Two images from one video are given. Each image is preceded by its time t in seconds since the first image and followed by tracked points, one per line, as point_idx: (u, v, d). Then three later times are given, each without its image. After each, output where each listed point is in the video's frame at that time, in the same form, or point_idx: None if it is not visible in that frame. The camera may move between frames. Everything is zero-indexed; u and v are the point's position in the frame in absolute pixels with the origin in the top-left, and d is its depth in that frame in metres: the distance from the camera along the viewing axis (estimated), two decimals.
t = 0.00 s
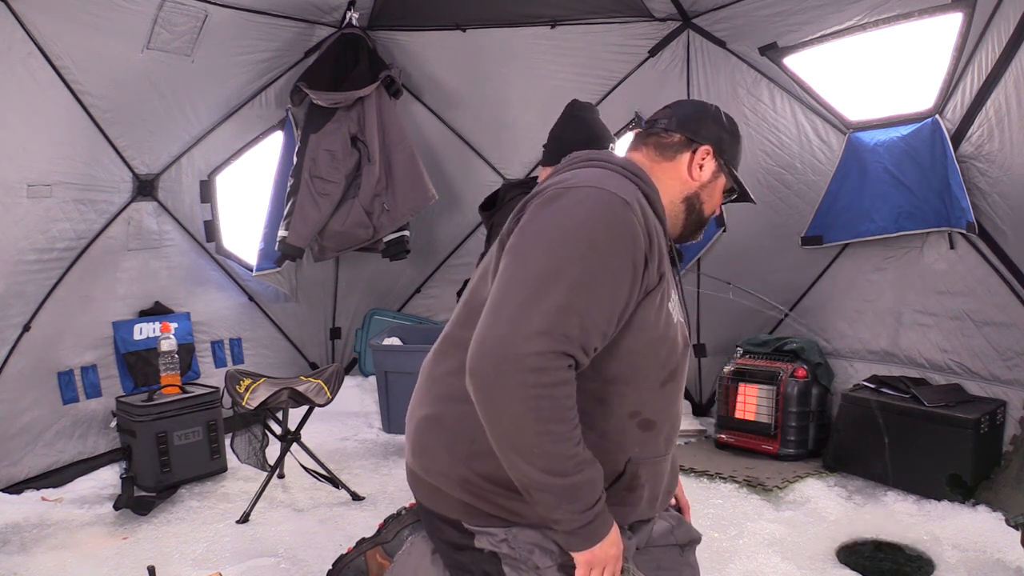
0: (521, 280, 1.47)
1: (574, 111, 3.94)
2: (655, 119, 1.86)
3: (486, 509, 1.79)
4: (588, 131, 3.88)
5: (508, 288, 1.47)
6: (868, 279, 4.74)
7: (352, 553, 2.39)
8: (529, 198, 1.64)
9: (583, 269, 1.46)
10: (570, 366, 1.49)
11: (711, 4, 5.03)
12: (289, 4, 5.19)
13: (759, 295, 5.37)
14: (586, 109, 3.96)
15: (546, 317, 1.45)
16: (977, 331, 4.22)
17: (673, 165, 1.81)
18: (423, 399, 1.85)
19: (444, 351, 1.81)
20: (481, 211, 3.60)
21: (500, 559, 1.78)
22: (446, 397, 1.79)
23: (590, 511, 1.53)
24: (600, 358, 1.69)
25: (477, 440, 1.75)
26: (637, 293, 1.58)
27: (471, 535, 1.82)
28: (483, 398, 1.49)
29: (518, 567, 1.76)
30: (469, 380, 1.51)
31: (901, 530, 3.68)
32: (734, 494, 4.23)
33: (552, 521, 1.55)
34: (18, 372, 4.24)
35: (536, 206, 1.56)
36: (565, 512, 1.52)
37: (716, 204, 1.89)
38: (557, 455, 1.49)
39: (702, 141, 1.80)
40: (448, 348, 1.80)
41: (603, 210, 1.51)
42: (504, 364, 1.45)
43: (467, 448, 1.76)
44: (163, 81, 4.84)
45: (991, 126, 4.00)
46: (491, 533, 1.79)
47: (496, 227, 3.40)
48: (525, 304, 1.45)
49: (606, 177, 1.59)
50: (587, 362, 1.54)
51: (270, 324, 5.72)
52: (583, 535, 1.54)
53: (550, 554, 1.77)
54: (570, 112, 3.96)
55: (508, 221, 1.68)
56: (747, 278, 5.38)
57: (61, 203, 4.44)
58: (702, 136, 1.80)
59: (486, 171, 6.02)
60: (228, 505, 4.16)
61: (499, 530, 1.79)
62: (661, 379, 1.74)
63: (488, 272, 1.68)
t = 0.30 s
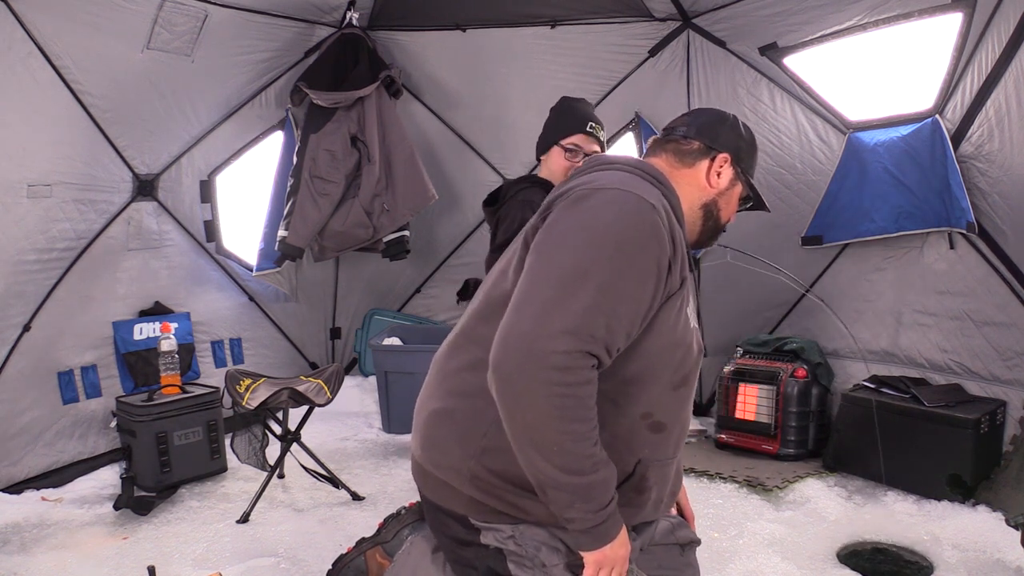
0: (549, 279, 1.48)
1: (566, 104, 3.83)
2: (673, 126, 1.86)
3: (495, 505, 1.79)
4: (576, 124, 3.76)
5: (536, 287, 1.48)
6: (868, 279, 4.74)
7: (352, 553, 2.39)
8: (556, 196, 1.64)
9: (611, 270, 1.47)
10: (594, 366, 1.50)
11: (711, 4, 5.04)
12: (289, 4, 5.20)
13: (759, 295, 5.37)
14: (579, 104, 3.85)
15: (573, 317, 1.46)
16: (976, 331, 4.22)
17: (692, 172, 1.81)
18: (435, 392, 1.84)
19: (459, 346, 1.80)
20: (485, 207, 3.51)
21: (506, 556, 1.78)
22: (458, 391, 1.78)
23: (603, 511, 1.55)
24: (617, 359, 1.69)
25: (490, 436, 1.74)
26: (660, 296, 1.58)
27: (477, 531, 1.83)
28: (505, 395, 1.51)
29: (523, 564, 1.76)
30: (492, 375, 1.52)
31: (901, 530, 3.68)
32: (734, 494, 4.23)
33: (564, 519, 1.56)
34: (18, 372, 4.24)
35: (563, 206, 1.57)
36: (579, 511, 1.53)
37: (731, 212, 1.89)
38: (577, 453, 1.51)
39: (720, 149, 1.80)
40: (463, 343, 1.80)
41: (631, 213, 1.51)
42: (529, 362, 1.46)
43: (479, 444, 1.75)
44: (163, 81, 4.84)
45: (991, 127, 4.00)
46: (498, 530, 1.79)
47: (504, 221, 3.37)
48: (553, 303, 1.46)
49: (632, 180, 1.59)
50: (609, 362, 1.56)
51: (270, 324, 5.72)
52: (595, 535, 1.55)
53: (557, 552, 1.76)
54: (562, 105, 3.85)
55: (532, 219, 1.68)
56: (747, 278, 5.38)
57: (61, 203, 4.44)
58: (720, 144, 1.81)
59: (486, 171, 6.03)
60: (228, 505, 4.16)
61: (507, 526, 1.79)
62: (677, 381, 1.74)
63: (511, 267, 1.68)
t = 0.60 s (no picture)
0: (556, 281, 1.48)
1: (550, 106, 3.77)
2: (678, 125, 1.86)
3: (498, 505, 1.79)
4: (560, 126, 3.69)
5: (542, 289, 1.48)
6: (868, 279, 4.74)
7: (352, 553, 2.39)
8: (562, 198, 1.64)
9: (617, 273, 1.47)
10: (600, 368, 1.51)
11: (711, 4, 5.04)
12: (289, 4, 5.20)
13: (759, 295, 5.37)
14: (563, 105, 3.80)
15: (580, 319, 1.46)
16: (976, 331, 4.22)
17: (697, 171, 1.81)
18: (438, 392, 1.84)
19: (461, 346, 1.80)
20: (470, 212, 3.55)
21: (508, 555, 1.78)
22: (461, 391, 1.78)
23: (609, 512, 1.55)
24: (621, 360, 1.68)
25: (493, 435, 1.74)
26: (666, 298, 1.58)
27: (480, 530, 1.83)
28: (512, 397, 1.51)
29: (526, 564, 1.76)
30: (498, 377, 1.53)
31: (901, 530, 3.68)
32: (734, 494, 4.23)
33: (571, 520, 1.57)
34: (18, 372, 4.24)
35: (569, 208, 1.57)
36: (587, 512, 1.54)
37: (736, 209, 1.89)
38: (583, 455, 1.51)
39: (725, 148, 1.80)
40: (466, 342, 1.80)
41: (637, 215, 1.51)
42: (536, 364, 1.46)
43: (482, 443, 1.75)
44: (163, 81, 4.84)
45: (991, 126, 4.00)
46: (501, 529, 1.80)
47: (490, 222, 3.32)
48: (560, 306, 1.46)
49: (638, 181, 1.59)
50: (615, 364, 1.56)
51: (270, 324, 5.72)
52: (602, 535, 1.55)
53: (561, 551, 1.76)
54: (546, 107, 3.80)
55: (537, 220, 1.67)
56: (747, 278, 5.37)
57: (61, 203, 4.44)
58: (725, 143, 1.80)
59: (486, 171, 6.03)
60: (228, 505, 4.16)
61: (510, 525, 1.79)
62: (681, 382, 1.74)
63: (516, 268, 1.68)
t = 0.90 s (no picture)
0: (560, 282, 1.48)
1: (541, 108, 3.74)
2: (686, 132, 1.87)
3: (499, 503, 1.79)
4: (553, 124, 3.64)
5: (546, 290, 1.48)
6: (868, 279, 4.74)
7: (352, 553, 2.39)
8: (569, 200, 1.64)
9: (621, 276, 1.47)
10: (601, 370, 1.50)
11: (711, 4, 5.03)
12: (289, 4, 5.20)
13: (759, 296, 5.37)
14: (551, 107, 3.77)
15: (582, 321, 1.46)
16: (977, 331, 4.22)
17: (704, 178, 1.82)
18: (442, 390, 1.84)
19: (467, 345, 1.81)
20: (461, 218, 3.57)
21: (508, 553, 1.77)
22: (465, 389, 1.78)
23: (608, 512, 1.56)
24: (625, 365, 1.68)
25: (495, 435, 1.75)
26: (670, 303, 1.58)
27: (480, 529, 1.84)
28: (512, 395, 1.51)
29: (526, 561, 1.76)
30: (500, 374, 1.53)
31: (901, 530, 3.68)
32: (734, 494, 4.23)
33: (571, 519, 1.57)
34: (18, 372, 4.24)
35: (576, 211, 1.57)
36: (586, 511, 1.54)
37: (742, 218, 1.89)
38: (582, 455, 1.51)
39: (733, 156, 1.81)
40: (471, 341, 1.80)
41: (642, 220, 1.51)
42: (537, 363, 1.47)
43: (485, 442, 1.76)
44: (163, 81, 4.84)
45: (991, 127, 4.01)
46: (501, 527, 1.80)
47: (483, 226, 3.32)
48: (562, 307, 1.46)
49: (646, 187, 1.59)
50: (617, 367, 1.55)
51: (270, 324, 5.72)
52: (600, 535, 1.56)
53: (562, 549, 1.77)
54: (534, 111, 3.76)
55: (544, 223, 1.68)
56: (748, 278, 5.37)
57: (61, 203, 4.44)
58: (732, 151, 1.81)
59: (486, 171, 6.03)
60: (228, 505, 4.16)
61: (510, 523, 1.79)
62: (682, 387, 1.74)
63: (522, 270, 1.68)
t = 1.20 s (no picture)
0: (598, 282, 1.49)
1: (551, 110, 3.67)
2: (715, 143, 1.88)
3: (515, 496, 1.81)
4: (561, 128, 3.57)
5: (585, 288, 1.49)
6: (868, 279, 4.74)
7: (352, 552, 2.38)
8: (603, 200, 1.64)
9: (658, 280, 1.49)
10: (634, 371, 1.52)
11: (711, 4, 5.03)
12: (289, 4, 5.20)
13: (759, 296, 5.37)
14: (559, 110, 3.69)
15: (619, 321, 1.47)
16: (977, 331, 4.22)
17: (731, 190, 1.83)
18: (463, 380, 1.82)
19: (491, 335, 1.79)
20: (462, 217, 3.59)
21: (519, 546, 1.82)
22: (487, 380, 1.77)
23: (628, 511, 1.59)
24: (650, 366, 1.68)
25: (516, 429, 1.74)
26: (700, 309, 1.60)
27: (493, 521, 1.86)
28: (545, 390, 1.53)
29: (537, 554, 1.80)
30: (533, 368, 1.54)
31: (901, 530, 3.68)
32: (734, 494, 4.23)
33: (590, 515, 1.61)
34: (18, 372, 4.24)
35: (614, 211, 1.57)
36: (607, 508, 1.58)
37: (766, 231, 1.91)
38: (610, 452, 1.54)
39: (760, 170, 1.82)
40: (495, 333, 1.78)
41: (680, 225, 1.53)
42: (573, 359, 1.48)
43: (505, 436, 1.75)
44: (163, 81, 4.84)
45: (991, 127, 4.01)
46: (514, 520, 1.83)
47: (484, 227, 3.33)
48: (601, 306, 1.48)
49: (683, 194, 1.60)
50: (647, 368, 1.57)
51: (270, 324, 5.72)
52: (618, 533, 1.60)
53: (574, 544, 1.81)
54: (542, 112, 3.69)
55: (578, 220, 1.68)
56: (748, 278, 5.37)
57: (61, 203, 4.44)
58: (759, 164, 1.82)
59: (486, 171, 6.03)
60: (227, 505, 4.16)
61: (524, 517, 1.83)
62: (704, 392, 1.75)
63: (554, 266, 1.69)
